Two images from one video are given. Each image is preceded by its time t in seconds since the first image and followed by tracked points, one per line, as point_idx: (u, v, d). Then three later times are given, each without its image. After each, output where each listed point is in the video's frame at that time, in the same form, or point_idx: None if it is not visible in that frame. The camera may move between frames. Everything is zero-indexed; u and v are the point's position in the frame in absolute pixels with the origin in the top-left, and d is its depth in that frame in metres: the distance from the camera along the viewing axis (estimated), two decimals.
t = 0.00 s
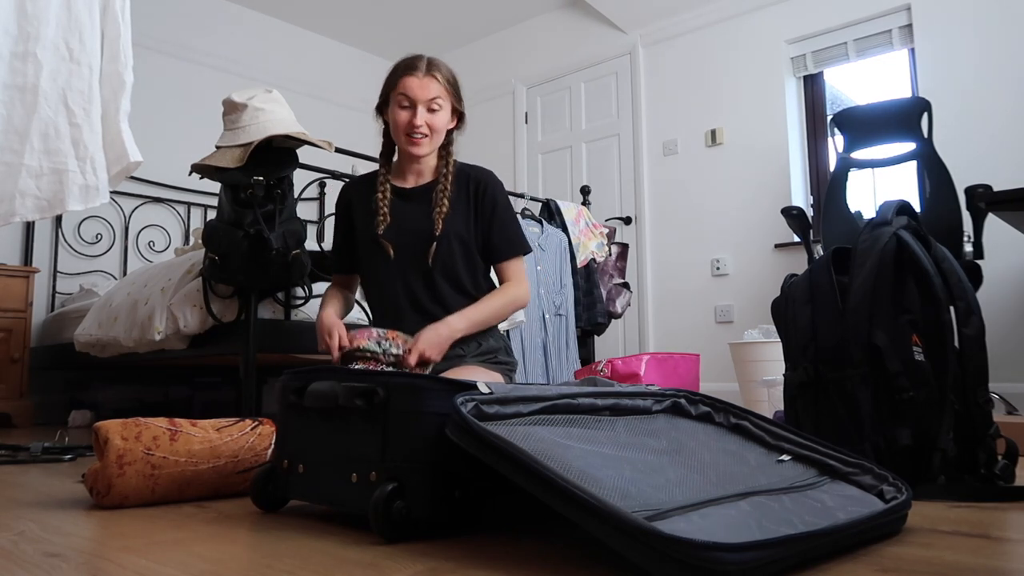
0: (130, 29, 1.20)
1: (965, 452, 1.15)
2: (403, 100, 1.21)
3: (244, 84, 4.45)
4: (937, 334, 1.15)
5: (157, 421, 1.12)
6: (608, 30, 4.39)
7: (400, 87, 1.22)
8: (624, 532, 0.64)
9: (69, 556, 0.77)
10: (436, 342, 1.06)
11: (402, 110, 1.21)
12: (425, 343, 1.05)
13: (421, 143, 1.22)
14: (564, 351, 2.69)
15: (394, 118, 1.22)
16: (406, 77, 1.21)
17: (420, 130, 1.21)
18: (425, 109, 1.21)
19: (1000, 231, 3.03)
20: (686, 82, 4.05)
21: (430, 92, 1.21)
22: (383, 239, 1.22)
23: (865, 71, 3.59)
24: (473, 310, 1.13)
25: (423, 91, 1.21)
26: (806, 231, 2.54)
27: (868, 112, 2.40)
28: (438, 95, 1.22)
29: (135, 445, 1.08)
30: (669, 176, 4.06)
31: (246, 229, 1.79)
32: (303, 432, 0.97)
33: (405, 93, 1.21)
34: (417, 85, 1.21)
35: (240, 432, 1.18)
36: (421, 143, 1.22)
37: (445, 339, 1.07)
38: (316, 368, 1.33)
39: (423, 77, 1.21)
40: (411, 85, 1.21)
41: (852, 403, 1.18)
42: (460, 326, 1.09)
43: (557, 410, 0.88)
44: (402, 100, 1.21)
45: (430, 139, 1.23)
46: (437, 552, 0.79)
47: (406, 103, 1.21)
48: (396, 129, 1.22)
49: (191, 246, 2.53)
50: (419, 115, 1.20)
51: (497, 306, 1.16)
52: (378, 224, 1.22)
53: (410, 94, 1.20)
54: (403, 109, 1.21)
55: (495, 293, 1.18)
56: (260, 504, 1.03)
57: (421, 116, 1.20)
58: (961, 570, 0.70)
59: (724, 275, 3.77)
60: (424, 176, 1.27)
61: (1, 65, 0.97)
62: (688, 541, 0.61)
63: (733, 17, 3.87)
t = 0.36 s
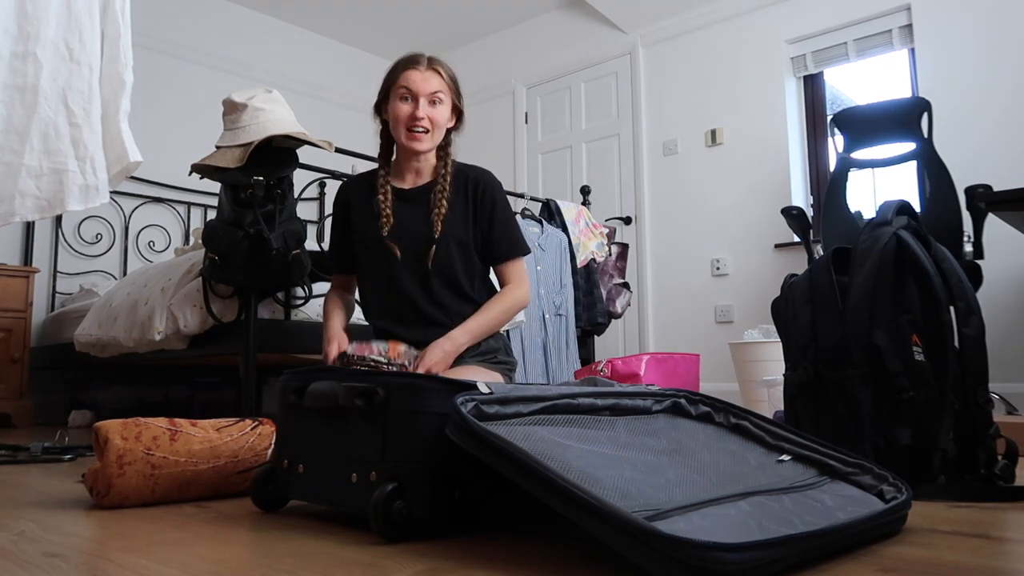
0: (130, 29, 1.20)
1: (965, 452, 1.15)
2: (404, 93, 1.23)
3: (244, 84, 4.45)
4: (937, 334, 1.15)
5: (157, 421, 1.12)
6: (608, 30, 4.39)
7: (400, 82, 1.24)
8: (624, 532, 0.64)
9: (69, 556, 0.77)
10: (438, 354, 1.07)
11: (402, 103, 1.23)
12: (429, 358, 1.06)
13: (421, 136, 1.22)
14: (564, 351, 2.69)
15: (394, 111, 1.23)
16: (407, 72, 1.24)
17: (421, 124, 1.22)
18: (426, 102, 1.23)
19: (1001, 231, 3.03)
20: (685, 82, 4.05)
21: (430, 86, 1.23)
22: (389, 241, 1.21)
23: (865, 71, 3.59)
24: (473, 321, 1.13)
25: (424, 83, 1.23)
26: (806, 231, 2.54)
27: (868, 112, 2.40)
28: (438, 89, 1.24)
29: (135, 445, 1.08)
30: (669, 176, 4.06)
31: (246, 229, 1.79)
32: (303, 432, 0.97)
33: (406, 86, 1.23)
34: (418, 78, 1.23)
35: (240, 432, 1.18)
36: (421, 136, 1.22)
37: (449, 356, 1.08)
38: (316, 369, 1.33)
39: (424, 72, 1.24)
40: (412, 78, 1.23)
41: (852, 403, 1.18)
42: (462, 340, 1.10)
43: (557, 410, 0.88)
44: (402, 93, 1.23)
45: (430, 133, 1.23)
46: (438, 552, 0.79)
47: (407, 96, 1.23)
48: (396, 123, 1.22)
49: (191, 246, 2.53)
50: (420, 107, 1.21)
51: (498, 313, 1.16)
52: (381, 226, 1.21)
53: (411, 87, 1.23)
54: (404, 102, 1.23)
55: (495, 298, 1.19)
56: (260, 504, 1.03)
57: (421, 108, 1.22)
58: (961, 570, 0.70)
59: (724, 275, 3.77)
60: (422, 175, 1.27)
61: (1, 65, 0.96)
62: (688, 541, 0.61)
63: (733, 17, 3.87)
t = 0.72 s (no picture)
0: (130, 29, 1.20)
1: (965, 452, 1.15)
2: (400, 93, 1.22)
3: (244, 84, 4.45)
4: (937, 334, 1.15)
5: (157, 421, 1.12)
6: (608, 30, 4.39)
7: (397, 81, 1.23)
8: (624, 532, 0.64)
9: (69, 556, 0.77)
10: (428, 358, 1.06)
11: (399, 103, 1.22)
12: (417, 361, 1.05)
13: (419, 136, 1.21)
14: (564, 351, 2.70)
15: (391, 111, 1.22)
16: (404, 71, 1.23)
17: (418, 123, 1.21)
18: (423, 101, 1.22)
19: (1001, 231, 3.03)
20: (685, 82, 4.05)
21: (427, 84, 1.22)
22: (384, 244, 1.21)
23: (865, 71, 3.59)
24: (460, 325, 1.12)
25: (420, 82, 1.22)
26: (806, 231, 2.54)
27: (868, 112, 2.40)
28: (435, 88, 1.23)
29: (135, 445, 1.08)
30: (669, 176, 4.06)
31: (246, 229, 1.79)
32: (303, 432, 0.97)
33: (403, 85, 1.22)
34: (415, 78, 1.22)
35: (240, 432, 1.18)
36: (419, 135, 1.21)
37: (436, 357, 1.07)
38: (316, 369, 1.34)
39: (421, 70, 1.23)
40: (409, 77, 1.22)
41: (852, 403, 1.18)
42: (447, 341, 1.09)
43: (557, 409, 0.88)
44: (398, 92, 1.22)
45: (428, 133, 1.23)
46: (438, 552, 0.79)
47: (404, 95, 1.22)
48: (393, 123, 1.22)
49: (191, 246, 2.53)
50: (417, 107, 1.21)
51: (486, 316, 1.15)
52: (377, 230, 1.22)
53: (408, 87, 1.22)
54: (400, 102, 1.22)
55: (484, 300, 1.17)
56: (260, 504, 1.03)
57: (418, 108, 1.21)
58: (961, 570, 0.70)
59: (724, 275, 3.77)
60: (421, 175, 1.27)
61: (1, 65, 0.96)
62: (688, 541, 0.61)
63: (733, 17, 3.87)
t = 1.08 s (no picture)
0: (130, 29, 1.21)
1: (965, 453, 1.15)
2: (399, 94, 1.21)
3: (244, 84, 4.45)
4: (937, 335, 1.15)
5: (157, 421, 1.12)
6: (608, 30, 4.39)
7: (395, 81, 1.21)
8: (624, 532, 0.64)
9: (69, 556, 0.77)
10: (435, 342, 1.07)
11: (397, 105, 1.21)
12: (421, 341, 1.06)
13: (418, 138, 1.20)
14: (564, 352, 2.70)
15: (389, 113, 1.21)
16: (402, 70, 1.21)
17: (418, 126, 1.20)
18: (422, 103, 1.21)
19: (1001, 231, 3.03)
20: (685, 82, 4.05)
21: (426, 86, 1.21)
22: (382, 248, 1.21)
23: (865, 71, 3.58)
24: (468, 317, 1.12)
25: (420, 84, 1.21)
26: (806, 231, 2.54)
27: (867, 112, 2.40)
28: (435, 89, 1.22)
29: (135, 445, 1.08)
30: (669, 176, 4.06)
31: (246, 229, 1.80)
32: (303, 432, 0.97)
33: (402, 87, 1.20)
34: (414, 79, 1.21)
35: (240, 432, 1.18)
36: (419, 138, 1.20)
37: (443, 346, 1.08)
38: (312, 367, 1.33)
39: (420, 70, 1.22)
40: (409, 78, 1.21)
41: (852, 403, 1.18)
42: (457, 331, 1.10)
43: (557, 409, 0.88)
44: (397, 93, 1.21)
45: (427, 135, 1.22)
46: (438, 552, 0.79)
47: (402, 96, 1.21)
48: (391, 125, 1.21)
49: (191, 246, 2.53)
50: (416, 109, 1.20)
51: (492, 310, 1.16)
52: (374, 231, 1.21)
53: (406, 88, 1.20)
54: (399, 103, 1.20)
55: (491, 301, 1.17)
56: (260, 505, 1.03)
57: (418, 110, 1.20)
58: (960, 570, 0.70)
59: (724, 275, 3.77)
60: (419, 177, 1.27)
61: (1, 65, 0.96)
62: (688, 541, 0.61)
63: (734, 17, 3.87)
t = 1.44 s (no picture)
0: (130, 29, 1.21)
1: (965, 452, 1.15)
2: (395, 106, 1.13)
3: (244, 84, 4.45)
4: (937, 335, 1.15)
5: (157, 421, 1.12)
6: (608, 30, 4.39)
7: (391, 91, 1.13)
8: (624, 532, 0.64)
9: (69, 556, 0.77)
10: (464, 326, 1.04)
11: (393, 117, 1.13)
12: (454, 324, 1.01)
13: (413, 154, 1.14)
14: (564, 352, 2.70)
15: (383, 125, 1.13)
16: (400, 79, 1.13)
17: (414, 141, 1.14)
18: (419, 116, 1.14)
19: (1001, 231, 3.03)
20: (685, 82, 4.05)
21: (426, 99, 1.14)
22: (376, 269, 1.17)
23: (865, 71, 3.58)
24: (479, 316, 1.10)
25: (419, 97, 1.13)
26: (806, 231, 2.54)
27: (867, 112, 2.40)
28: (434, 104, 1.15)
29: (135, 444, 1.08)
30: (668, 176, 4.06)
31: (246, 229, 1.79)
32: (303, 432, 0.97)
33: (400, 98, 1.13)
34: (413, 91, 1.13)
35: (240, 432, 1.18)
36: (414, 154, 1.14)
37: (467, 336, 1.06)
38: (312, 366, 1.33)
39: (419, 82, 1.14)
40: (408, 89, 1.13)
41: (852, 403, 1.18)
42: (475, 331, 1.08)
43: (557, 409, 0.88)
44: (394, 105, 1.13)
45: (422, 151, 1.15)
46: (438, 552, 0.79)
47: (399, 108, 1.13)
48: (384, 138, 1.13)
49: (191, 246, 2.53)
50: (413, 124, 1.13)
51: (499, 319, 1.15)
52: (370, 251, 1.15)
53: (404, 99, 1.13)
54: (395, 116, 1.13)
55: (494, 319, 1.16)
56: (260, 505, 1.03)
57: (415, 125, 1.13)
58: (961, 570, 0.70)
59: (724, 274, 3.77)
60: (409, 194, 1.20)
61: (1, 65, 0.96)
62: (687, 541, 0.61)
63: (733, 17, 3.87)
